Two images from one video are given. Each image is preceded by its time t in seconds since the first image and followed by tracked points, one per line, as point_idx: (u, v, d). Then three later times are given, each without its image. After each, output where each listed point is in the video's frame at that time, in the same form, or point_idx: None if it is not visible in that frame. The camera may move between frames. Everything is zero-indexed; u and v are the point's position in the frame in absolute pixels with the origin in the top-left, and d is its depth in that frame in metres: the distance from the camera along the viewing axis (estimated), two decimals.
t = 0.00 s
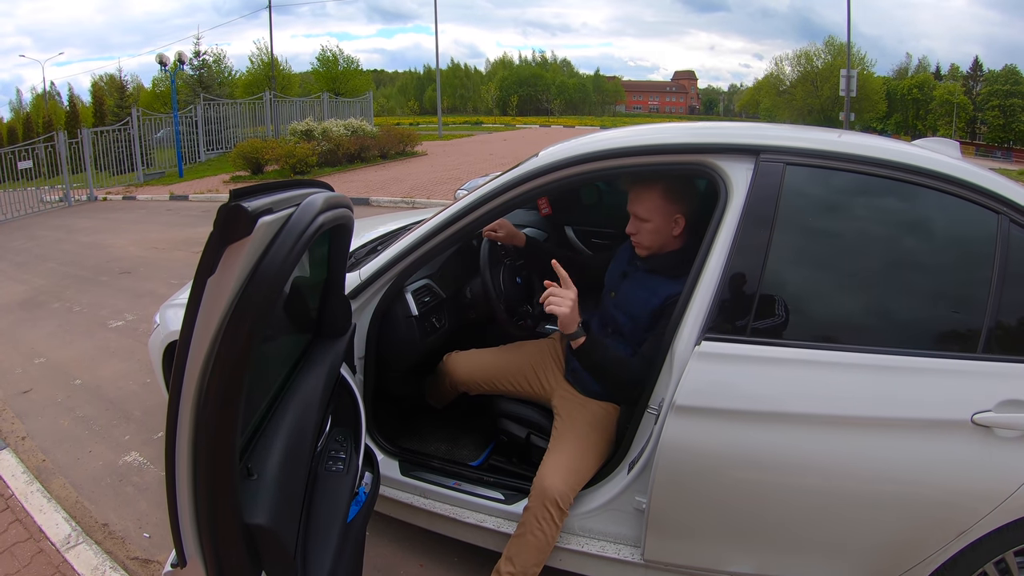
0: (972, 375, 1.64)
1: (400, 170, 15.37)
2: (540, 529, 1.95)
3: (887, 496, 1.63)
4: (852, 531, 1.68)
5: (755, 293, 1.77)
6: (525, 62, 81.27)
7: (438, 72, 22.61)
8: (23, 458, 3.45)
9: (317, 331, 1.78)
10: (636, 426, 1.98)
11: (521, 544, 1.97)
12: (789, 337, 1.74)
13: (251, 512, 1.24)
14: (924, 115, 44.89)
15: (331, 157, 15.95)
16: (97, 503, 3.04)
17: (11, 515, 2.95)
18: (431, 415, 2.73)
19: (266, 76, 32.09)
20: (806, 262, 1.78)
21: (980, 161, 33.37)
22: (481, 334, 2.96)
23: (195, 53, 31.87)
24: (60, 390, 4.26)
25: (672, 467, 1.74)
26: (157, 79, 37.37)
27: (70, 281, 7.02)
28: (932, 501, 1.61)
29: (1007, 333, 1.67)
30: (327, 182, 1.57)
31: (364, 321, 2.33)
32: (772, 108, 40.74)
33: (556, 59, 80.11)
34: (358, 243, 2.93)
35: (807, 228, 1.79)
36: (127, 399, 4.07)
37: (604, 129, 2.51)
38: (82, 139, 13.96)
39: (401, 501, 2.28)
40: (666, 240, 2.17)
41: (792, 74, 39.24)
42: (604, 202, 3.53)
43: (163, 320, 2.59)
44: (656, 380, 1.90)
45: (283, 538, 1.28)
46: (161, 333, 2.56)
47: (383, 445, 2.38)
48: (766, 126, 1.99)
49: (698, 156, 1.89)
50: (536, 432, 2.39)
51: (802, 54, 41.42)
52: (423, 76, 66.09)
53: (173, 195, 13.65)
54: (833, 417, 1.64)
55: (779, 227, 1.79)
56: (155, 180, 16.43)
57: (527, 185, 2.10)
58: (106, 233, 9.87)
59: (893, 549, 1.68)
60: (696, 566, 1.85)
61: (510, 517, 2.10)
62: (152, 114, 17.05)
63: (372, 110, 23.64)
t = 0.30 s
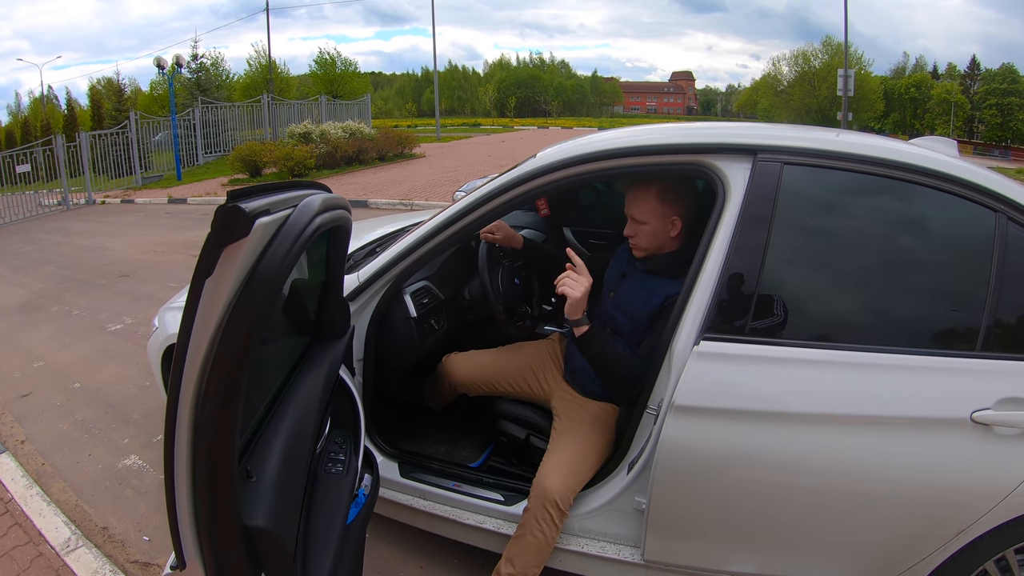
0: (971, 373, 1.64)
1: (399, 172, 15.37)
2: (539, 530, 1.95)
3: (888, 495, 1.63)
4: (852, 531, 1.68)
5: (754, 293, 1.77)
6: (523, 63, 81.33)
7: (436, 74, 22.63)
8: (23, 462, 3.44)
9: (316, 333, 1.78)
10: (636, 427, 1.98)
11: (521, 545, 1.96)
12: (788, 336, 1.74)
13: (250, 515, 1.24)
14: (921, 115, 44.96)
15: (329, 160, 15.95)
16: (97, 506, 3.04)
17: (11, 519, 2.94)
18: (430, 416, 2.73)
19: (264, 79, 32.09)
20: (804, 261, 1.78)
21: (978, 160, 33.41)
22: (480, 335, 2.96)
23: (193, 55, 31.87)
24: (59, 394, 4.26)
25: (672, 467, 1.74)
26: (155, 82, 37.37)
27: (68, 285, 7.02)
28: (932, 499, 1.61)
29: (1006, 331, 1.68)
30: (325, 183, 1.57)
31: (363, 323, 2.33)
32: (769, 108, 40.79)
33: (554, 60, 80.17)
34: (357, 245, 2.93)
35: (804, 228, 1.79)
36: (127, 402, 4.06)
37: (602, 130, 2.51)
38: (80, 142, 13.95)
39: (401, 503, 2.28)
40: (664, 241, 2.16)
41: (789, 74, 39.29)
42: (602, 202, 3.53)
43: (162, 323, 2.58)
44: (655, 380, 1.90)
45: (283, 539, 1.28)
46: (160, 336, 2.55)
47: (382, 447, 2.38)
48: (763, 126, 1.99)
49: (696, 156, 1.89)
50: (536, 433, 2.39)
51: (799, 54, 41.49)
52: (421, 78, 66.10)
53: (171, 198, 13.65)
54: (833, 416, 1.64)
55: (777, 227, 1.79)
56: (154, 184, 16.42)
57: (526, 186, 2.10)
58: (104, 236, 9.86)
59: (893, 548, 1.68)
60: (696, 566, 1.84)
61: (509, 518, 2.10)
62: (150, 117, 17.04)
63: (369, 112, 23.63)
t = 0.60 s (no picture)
0: (971, 370, 1.64)
1: (397, 172, 15.36)
2: (539, 530, 1.95)
3: (887, 492, 1.63)
4: (852, 528, 1.68)
5: (752, 291, 1.77)
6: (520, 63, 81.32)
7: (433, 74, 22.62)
8: (21, 464, 3.43)
9: (314, 333, 1.78)
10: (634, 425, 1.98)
11: (521, 544, 1.96)
12: (786, 334, 1.74)
13: (248, 514, 1.23)
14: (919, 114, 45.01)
15: (327, 160, 15.94)
16: (96, 508, 3.03)
17: (9, 521, 2.93)
18: (429, 416, 2.72)
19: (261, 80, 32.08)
20: (802, 259, 1.78)
21: (976, 159, 33.45)
22: (479, 335, 2.96)
23: (190, 56, 31.82)
24: (58, 395, 4.25)
25: (670, 466, 1.74)
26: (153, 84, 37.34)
27: (67, 286, 7.01)
28: (932, 496, 1.61)
29: (1005, 328, 1.68)
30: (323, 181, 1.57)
31: (361, 323, 2.32)
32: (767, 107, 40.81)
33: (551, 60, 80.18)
34: (356, 245, 2.93)
35: (802, 226, 1.79)
36: (126, 404, 4.05)
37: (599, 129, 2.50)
38: (78, 144, 13.93)
39: (399, 503, 2.28)
40: (665, 237, 2.17)
41: (787, 73, 39.32)
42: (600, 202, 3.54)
43: (160, 324, 2.58)
44: (653, 379, 1.90)
45: (281, 539, 1.28)
46: (158, 337, 2.55)
47: (381, 447, 2.37)
48: (760, 124, 1.99)
49: (693, 154, 1.89)
50: (535, 432, 2.38)
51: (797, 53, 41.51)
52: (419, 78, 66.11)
53: (169, 199, 13.63)
54: (832, 414, 1.64)
55: (775, 226, 1.79)
56: (152, 185, 16.41)
57: (523, 185, 2.09)
58: (102, 238, 9.83)
59: (893, 546, 1.68)
60: (696, 564, 1.84)
61: (508, 518, 2.10)
62: (148, 119, 17.01)
63: (367, 113, 23.62)
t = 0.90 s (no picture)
0: (970, 368, 1.64)
1: (396, 171, 15.36)
2: (538, 528, 1.95)
3: (887, 490, 1.63)
4: (851, 526, 1.68)
5: (750, 289, 1.77)
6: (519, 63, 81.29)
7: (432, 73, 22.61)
8: (20, 464, 3.43)
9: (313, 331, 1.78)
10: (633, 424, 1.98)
11: (519, 543, 1.96)
12: (785, 333, 1.74)
13: (246, 512, 1.23)
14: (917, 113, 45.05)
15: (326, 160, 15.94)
16: (95, 508, 3.02)
17: (8, 521, 2.93)
18: (427, 415, 2.72)
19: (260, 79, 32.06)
20: (800, 257, 1.78)
21: (974, 158, 33.49)
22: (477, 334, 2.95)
23: (188, 56, 31.77)
24: (56, 395, 4.24)
25: (669, 464, 1.73)
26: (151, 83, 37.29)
27: (65, 286, 7.00)
28: (931, 494, 1.61)
29: (1004, 326, 1.68)
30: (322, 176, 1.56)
31: (359, 322, 2.32)
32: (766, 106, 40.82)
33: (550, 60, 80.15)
34: (354, 244, 2.92)
35: (800, 224, 1.79)
36: (125, 403, 4.05)
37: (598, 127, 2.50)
38: (76, 143, 13.91)
39: (398, 502, 2.28)
40: (664, 237, 2.17)
41: (785, 72, 39.34)
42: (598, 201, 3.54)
43: (158, 324, 2.57)
44: (651, 377, 1.89)
45: (279, 536, 1.28)
46: (156, 337, 2.54)
47: (380, 446, 2.37)
48: (758, 122, 1.99)
49: (691, 152, 1.89)
50: (533, 431, 2.38)
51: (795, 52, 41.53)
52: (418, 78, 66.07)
53: (168, 199, 13.61)
54: (830, 412, 1.64)
55: (774, 224, 1.79)
56: (150, 185, 16.39)
57: (522, 183, 2.09)
58: (101, 238, 9.82)
59: (893, 544, 1.68)
60: (696, 563, 1.84)
61: (507, 516, 2.10)
62: (146, 118, 16.98)
63: (365, 112, 23.60)
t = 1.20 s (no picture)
0: (969, 366, 1.64)
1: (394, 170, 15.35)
2: (537, 526, 1.94)
3: (886, 488, 1.63)
4: (850, 525, 1.67)
5: (749, 287, 1.77)
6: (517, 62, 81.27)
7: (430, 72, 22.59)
8: (18, 463, 3.42)
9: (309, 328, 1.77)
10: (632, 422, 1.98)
11: (518, 542, 1.96)
12: (783, 331, 1.74)
13: (243, 510, 1.23)
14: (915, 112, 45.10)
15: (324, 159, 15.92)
16: (93, 507, 3.02)
17: (5, 520, 2.92)
18: (426, 414, 2.71)
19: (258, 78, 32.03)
20: (798, 256, 1.78)
21: (972, 157, 33.53)
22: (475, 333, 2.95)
23: (186, 55, 31.73)
24: (54, 394, 4.23)
25: (668, 463, 1.73)
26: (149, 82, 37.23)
27: (63, 285, 6.99)
28: (930, 493, 1.61)
29: (1002, 324, 1.67)
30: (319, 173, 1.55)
31: (357, 321, 2.31)
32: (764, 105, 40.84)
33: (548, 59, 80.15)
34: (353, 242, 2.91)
35: (799, 221, 1.79)
36: (123, 402, 4.04)
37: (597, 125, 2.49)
38: (75, 142, 13.88)
39: (397, 501, 2.27)
40: (670, 232, 2.15)
41: (784, 72, 39.36)
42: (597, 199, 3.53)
43: (156, 323, 2.56)
44: (649, 376, 1.89)
45: (276, 534, 1.27)
46: (154, 336, 2.53)
47: (378, 445, 2.36)
48: (757, 120, 1.99)
49: (690, 149, 1.88)
50: (532, 429, 2.38)
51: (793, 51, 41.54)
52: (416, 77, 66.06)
53: (166, 198, 13.59)
54: (829, 410, 1.64)
55: (772, 222, 1.79)
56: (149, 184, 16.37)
57: (520, 181, 2.08)
58: (98, 237, 9.80)
59: (892, 542, 1.68)
60: (695, 561, 1.84)
61: (506, 515, 2.09)
62: (144, 117, 16.95)
63: (364, 111, 23.60)
